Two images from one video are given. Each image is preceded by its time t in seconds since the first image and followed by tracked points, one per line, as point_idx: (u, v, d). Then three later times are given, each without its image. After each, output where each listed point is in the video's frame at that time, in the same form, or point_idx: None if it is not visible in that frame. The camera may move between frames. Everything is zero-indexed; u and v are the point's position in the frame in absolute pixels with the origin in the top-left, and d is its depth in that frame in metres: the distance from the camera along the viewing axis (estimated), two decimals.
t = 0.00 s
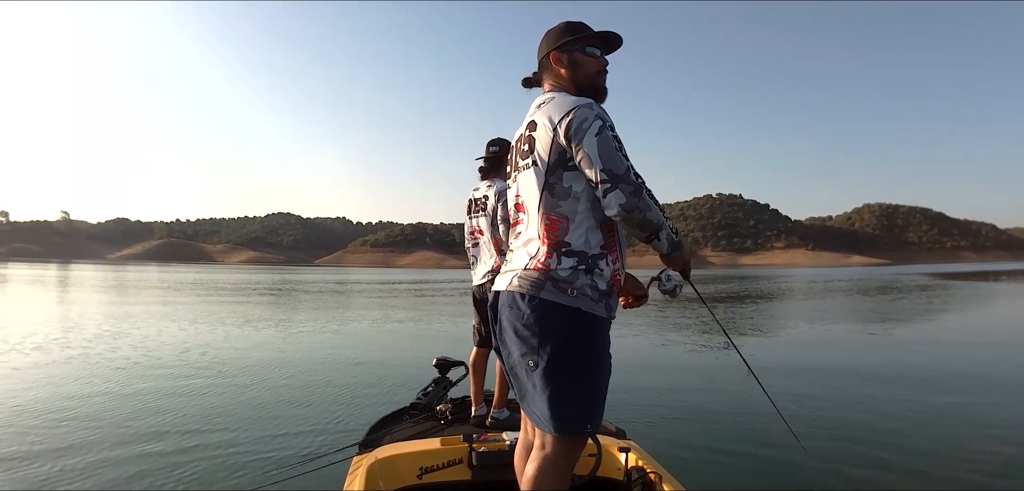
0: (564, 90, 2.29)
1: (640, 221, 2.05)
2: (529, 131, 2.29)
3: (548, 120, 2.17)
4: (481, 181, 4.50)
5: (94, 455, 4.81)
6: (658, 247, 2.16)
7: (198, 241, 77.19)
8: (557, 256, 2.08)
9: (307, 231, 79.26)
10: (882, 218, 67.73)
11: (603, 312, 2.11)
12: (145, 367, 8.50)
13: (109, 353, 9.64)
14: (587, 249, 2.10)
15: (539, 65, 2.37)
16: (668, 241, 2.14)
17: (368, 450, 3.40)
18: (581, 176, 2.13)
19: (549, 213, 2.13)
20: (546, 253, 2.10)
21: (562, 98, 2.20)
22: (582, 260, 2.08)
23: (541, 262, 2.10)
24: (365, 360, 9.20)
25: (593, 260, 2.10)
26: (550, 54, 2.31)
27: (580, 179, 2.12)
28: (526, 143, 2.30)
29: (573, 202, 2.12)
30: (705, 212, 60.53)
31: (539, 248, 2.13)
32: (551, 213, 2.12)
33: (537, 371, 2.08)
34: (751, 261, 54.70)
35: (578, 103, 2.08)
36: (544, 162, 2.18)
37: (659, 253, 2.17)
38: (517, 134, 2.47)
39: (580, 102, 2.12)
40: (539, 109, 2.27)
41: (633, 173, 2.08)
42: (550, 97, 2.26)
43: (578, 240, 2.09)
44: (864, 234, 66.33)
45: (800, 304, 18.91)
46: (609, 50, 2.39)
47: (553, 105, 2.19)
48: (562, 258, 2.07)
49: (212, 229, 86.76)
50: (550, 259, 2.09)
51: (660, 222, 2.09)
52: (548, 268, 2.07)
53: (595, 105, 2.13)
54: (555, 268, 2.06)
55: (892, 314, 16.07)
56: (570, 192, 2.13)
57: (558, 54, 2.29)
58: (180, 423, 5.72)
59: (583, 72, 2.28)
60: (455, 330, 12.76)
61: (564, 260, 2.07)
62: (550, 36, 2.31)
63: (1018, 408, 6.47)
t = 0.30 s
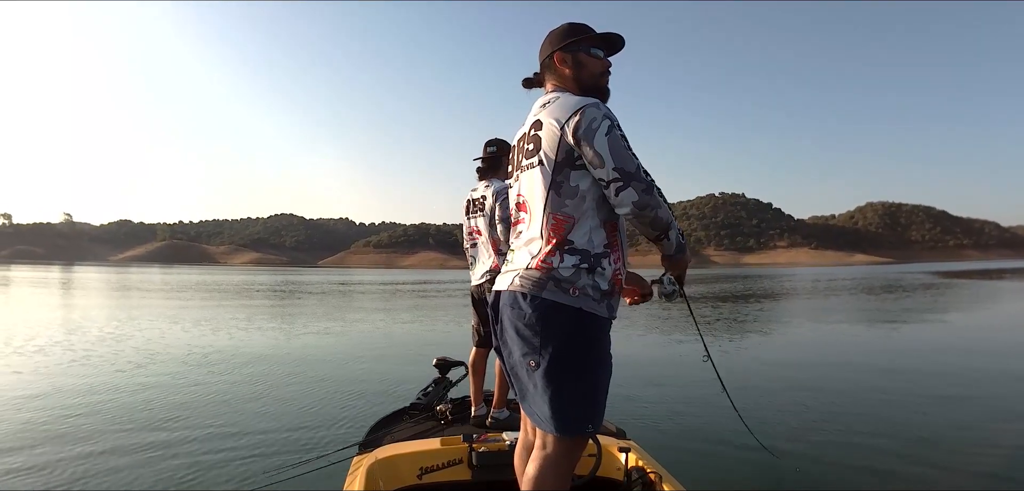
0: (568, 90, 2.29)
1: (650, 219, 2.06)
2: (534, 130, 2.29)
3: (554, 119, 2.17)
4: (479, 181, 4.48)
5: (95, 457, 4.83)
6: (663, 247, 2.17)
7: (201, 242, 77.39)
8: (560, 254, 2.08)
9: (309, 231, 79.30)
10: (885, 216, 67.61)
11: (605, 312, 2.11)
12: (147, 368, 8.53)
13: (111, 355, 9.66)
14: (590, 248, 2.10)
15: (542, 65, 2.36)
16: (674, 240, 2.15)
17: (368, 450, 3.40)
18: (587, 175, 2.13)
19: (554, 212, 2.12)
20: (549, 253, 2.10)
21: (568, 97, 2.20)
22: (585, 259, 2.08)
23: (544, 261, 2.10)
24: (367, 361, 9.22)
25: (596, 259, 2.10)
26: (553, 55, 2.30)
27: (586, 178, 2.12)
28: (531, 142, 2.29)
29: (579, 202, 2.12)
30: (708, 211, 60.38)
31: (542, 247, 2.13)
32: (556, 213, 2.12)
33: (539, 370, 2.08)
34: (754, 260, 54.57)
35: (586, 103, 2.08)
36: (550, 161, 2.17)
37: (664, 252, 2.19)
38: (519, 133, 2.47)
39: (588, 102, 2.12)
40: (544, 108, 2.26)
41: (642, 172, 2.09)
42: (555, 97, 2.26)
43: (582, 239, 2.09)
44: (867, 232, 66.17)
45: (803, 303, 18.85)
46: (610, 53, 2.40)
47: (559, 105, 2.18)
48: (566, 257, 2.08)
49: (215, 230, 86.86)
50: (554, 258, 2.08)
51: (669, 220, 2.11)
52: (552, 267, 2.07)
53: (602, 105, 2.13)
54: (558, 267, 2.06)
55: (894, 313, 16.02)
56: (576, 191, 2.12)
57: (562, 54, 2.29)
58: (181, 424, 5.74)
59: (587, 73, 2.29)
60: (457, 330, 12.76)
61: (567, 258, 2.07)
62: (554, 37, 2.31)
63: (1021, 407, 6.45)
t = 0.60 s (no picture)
0: (571, 90, 2.29)
1: (653, 217, 2.07)
2: (534, 130, 2.28)
3: (555, 119, 2.17)
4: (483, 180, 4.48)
5: (96, 459, 4.85)
6: (664, 244, 2.18)
7: (204, 245, 77.55)
8: (559, 253, 2.08)
9: (312, 232, 79.36)
10: (887, 215, 67.56)
11: (604, 312, 2.10)
12: (149, 371, 8.54)
13: (113, 358, 9.69)
14: (590, 247, 2.10)
15: (542, 65, 2.35)
16: (676, 238, 2.16)
17: (368, 450, 3.41)
18: (588, 174, 2.12)
19: (555, 212, 2.12)
20: (548, 252, 2.10)
21: (568, 97, 2.20)
22: (585, 258, 2.08)
23: (544, 260, 2.09)
24: (368, 361, 9.24)
25: (596, 258, 2.10)
26: (559, 54, 2.30)
27: (587, 177, 2.12)
28: (530, 142, 2.29)
29: (580, 200, 2.11)
30: (711, 211, 60.32)
31: (542, 247, 2.13)
32: (557, 212, 2.12)
33: (538, 371, 2.07)
34: (757, 259, 54.48)
35: (588, 102, 2.08)
36: (551, 160, 2.17)
37: (664, 250, 2.19)
38: (517, 133, 2.46)
39: (589, 101, 2.12)
40: (544, 107, 2.26)
41: (644, 171, 2.10)
42: (555, 96, 2.26)
43: (581, 238, 2.10)
44: (870, 231, 66.04)
45: (805, 302, 18.85)
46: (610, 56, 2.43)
47: (560, 105, 2.18)
48: (566, 255, 2.07)
49: (218, 232, 86.92)
50: (553, 257, 2.09)
51: (671, 217, 2.11)
52: (552, 266, 2.07)
53: (602, 104, 2.13)
54: (558, 266, 2.06)
55: (897, 311, 15.98)
56: (577, 190, 2.12)
57: (568, 54, 2.28)
58: (182, 426, 5.76)
59: (591, 75, 2.31)
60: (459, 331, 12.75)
61: (567, 257, 2.07)
62: (558, 36, 2.30)
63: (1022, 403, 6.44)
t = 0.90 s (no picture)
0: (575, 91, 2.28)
1: (654, 214, 2.06)
2: (533, 128, 2.28)
3: (554, 118, 2.16)
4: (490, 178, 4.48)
5: (99, 459, 4.88)
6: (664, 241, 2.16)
7: (208, 245, 77.76)
8: (558, 252, 2.08)
9: (315, 232, 79.43)
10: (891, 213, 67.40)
11: (604, 311, 2.10)
12: (152, 371, 8.57)
13: (116, 358, 9.72)
14: (589, 245, 2.10)
15: (541, 63, 2.33)
16: (677, 235, 2.15)
17: (369, 450, 3.41)
18: (588, 173, 2.12)
19: (555, 211, 2.12)
20: (547, 252, 2.10)
21: (567, 95, 2.19)
22: (585, 256, 2.08)
23: (544, 259, 2.09)
24: (370, 361, 9.26)
25: (595, 257, 2.10)
26: (565, 53, 2.28)
27: (587, 175, 2.12)
28: (529, 141, 2.29)
29: (580, 199, 2.11)
30: (715, 210, 60.22)
31: (542, 246, 2.12)
32: (556, 211, 2.11)
33: (538, 371, 2.07)
34: (761, 258, 54.35)
35: (587, 101, 2.08)
36: (550, 158, 2.16)
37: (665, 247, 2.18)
38: (515, 132, 2.46)
39: (588, 100, 2.12)
40: (543, 107, 2.25)
41: (644, 169, 2.10)
42: (553, 96, 2.25)
43: (581, 236, 2.10)
44: (875, 230, 65.82)
45: (809, 301, 18.79)
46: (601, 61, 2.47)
47: (558, 104, 2.18)
48: (565, 254, 2.07)
49: (221, 232, 87.05)
50: (552, 255, 2.08)
51: (672, 214, 2.11)
52: (551, 265, 2.07)
53: (601, 102, 2.13)
54: (558, 265, 2.06)
55: (902, 310, 15.92)
56: (578, 189, 2.12)
57: (574, 55, 2.28)
58: (184, 426, 5.78)
59: (592, 77, 2.31)
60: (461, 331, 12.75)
61: (566, 256, 2.07)
62: (563, 36, 2.28)
63: None
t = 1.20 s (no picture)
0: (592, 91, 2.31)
1: (660, 215, 2.06)
2: (539, 127, 2.26)
3: (560, 116, 2.15)
4: (502, 178, 4.48)
5: (100, 456, 4.89)
6: (668, 242, 2.15)
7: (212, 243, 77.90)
8: (563, 250, 2.07)
9: (319, 231, 79.52)
10: (896, 216, 67.17)
11: (608, 311, 2.09)
12: (154, 369, 8.58)
13: (119, 355, 9.73)
14: (594, 245, 2.09)
15: (550, 61, 2.31)
16: (682, 237, 2.14)
17: (368, 450, 3.40)
18: (594, 172, 2.12)
19: (560, 210, 2.11)
20: (551, 251, 2.09)
21: (575, 94, 2.19)
22: (589, 256, 2.07)
23: (548, 258, 2.08)
24: (371, 361, 9.26)
25: (599, 256, 2.09)
26: (586, 54, 2.29)
27: (593, 175, 2.11)
28: (535, 139, 2.27)
29: (586, 199, 2.10)
30: (719, 212, 60.15)
31: (545, 245, 2.12)
32: (562, 210, 2.10)
33: (540, 371, 2.06)
34: (764, 261, 54.24)
35: (594, 100, 2.07)
36: (556, 157, 2.15)
37: (669, 248, 2.17)
38: (520, 130, 2.44)
39: (595, 98, 2.11)
40: (550, 105, 2.23)
41: (651, 169, 2.09)
42: (560, 94, 2.24)
43: (585, 236, 2.09)
44: (879, 233, 65.65)
45: (812, 304, 18.74)
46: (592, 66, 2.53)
47: (565, 102, 2.17)
48: (569, 253, 2.06)
49: (225, 230, 87.19)
50: (556, 254, 2.07)
51: (678, 215, 2.10)
52: (555, 264, 2.06)
53: (608, 101, 2.12)
54: (561, 265, 2.05)
55: (904, 313, 15.90)
56: (583, 188, 2.11)
57: (592, 57, 2.30)
58: (186, 424, 5.79)
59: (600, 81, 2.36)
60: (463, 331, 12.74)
61: (570, 255, 2.06)
62: (583, 38, 2.29)
63: None
